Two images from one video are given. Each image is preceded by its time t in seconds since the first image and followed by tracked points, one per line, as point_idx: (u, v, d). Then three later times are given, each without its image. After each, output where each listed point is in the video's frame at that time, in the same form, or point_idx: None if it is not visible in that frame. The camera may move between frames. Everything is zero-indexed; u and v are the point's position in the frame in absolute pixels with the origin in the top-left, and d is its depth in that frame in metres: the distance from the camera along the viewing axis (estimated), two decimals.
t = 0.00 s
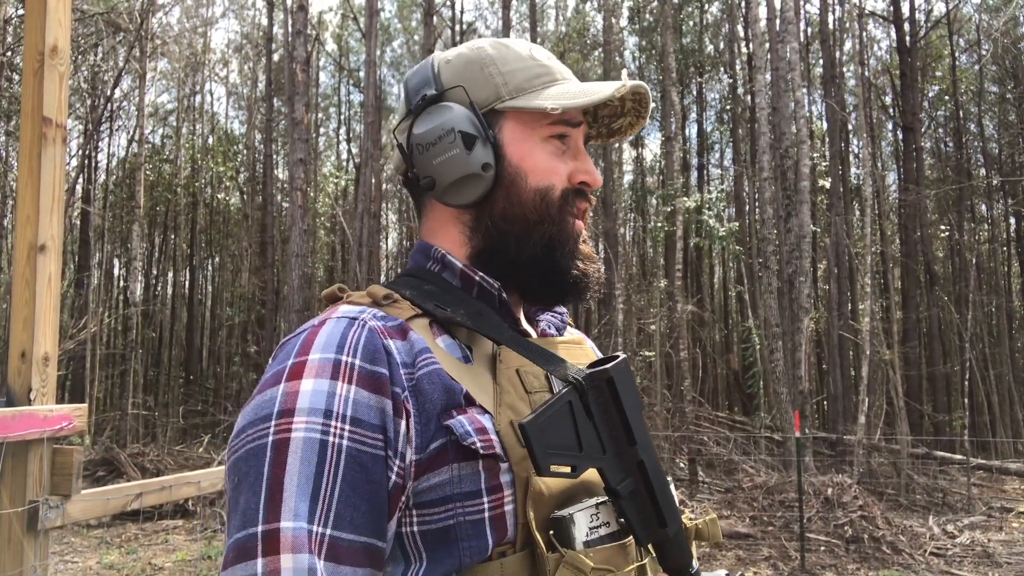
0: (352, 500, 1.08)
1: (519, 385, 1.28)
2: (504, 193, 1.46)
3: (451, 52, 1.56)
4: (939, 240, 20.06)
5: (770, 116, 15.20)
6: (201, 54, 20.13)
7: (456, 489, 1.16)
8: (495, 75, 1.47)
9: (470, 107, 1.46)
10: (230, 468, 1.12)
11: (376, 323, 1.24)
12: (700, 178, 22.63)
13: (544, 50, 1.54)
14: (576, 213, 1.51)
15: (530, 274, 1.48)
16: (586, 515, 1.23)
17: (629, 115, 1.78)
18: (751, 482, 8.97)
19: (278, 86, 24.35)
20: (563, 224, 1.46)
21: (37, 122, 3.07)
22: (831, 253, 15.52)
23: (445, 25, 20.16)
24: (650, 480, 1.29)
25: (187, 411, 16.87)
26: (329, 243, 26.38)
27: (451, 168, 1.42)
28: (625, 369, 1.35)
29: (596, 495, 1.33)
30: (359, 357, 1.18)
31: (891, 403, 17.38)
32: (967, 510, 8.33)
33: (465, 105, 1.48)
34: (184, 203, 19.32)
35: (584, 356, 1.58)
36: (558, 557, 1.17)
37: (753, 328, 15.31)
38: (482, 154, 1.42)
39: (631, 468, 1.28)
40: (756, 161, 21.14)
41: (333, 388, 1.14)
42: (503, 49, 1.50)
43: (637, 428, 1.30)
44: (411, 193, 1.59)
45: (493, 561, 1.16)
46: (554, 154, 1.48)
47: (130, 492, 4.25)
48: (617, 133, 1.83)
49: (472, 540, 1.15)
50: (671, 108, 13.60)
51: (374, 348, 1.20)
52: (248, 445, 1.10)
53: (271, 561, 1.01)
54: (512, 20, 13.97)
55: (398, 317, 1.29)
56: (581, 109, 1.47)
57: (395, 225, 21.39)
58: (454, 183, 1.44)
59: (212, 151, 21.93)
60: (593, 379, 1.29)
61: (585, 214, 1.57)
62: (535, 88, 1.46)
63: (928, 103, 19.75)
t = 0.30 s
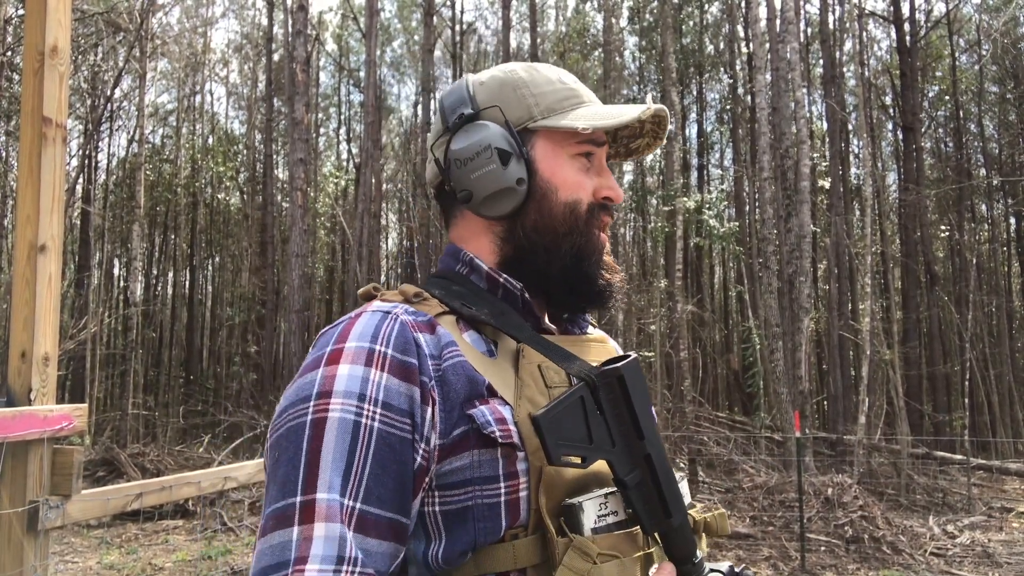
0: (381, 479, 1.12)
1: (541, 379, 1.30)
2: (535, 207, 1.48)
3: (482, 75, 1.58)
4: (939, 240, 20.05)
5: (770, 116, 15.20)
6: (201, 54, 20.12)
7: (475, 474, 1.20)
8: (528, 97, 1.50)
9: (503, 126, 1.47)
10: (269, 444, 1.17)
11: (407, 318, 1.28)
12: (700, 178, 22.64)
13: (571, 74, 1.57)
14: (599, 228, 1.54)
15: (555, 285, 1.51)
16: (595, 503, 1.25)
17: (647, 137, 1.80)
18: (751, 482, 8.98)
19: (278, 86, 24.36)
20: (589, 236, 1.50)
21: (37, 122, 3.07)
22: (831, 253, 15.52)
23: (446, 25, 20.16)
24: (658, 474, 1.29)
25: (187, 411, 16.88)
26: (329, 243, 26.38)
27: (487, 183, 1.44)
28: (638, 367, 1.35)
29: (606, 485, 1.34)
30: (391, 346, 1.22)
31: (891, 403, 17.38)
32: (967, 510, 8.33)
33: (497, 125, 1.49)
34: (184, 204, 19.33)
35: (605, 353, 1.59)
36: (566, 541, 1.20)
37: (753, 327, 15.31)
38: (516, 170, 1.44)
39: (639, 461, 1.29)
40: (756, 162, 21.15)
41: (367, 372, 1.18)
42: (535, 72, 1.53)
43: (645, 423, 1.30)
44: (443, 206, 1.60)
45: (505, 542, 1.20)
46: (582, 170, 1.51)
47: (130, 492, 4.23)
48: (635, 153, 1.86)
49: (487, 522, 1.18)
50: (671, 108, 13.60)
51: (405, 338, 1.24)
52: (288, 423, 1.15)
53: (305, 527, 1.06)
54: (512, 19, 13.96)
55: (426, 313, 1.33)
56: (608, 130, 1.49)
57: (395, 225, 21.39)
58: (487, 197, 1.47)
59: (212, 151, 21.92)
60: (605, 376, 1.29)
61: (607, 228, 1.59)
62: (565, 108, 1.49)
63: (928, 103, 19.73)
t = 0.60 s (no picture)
0: (389, 455, 1.18)
1: (552, 376, 1.31)
2: (553, 222, 1.51)
3: (511, 99, 1.63)
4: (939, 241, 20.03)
5: (770, 117, 15.20)
6: (201, 54, 20.11)
7: (478, 460, 1.23)
8: (551, 120, 1.53)
9: (526, 149, 1.51)
10: (298, 410, 1.25)
11: (429, 309, 1.35)
12: (700, 179, 22.64)
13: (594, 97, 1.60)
14: (618, 244, 1.55)
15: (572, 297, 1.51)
16: (591, 497, 1.26)
17: (672, 156, 1.79)
18: (751, 482, 9.00)
19: (278, 86, 24.36)
20: (607, 251, 1.50)
21: (36, 122, 3.07)
22: (831, 253, 15.50)
23: (446, 25, 20.16)
24: (651, 474, 1.28)
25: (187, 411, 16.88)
26: (329, 244, 26.37)
27: (509, 200, 1.48)
28: (639, 371, 1.33)
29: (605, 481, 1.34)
30: (410, 333, 1.28)
31: (892, 404, 17.37)
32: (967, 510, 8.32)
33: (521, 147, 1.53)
34: (184, 204, 19.34)
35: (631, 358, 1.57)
36: (559, 531, 1.21)
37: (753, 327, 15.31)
38: (535, 187, 1.47)
39: (632, 460, 1.28)
40: (756, 162, 21.15)
41: (385, 355, 1.24)
42: (560, 97, 1.57)
43: (639, 423, 1.29)
44: (472, 221, 1.66)
45: (503, 526, 1.23)
46: (600, 190, 1.53)
47: (130, 492, 4.23)
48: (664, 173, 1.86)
49: (485, 505, 1.21)
50: (671, 108, 13.61)
51: (424, 327, 1.30)
52: (312, 395, 1.23)
53: (316, 489, 1.13)
54: (512, 20, 13.95)
55: (449, 307, 1.39)
56: (628, 151, 1.51)
57: (395, 226, 21.38)
58: (510, 214, 1.51)
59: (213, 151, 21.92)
60: (603, 379, 1.29)
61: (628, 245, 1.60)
62: (586, 132, 1.52)
63: (928, 103, 19.71)
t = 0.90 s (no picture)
0: (391, 461, 1.19)
1: (553, 384, 1.31)
2: (552, 234, 1.52)
3: (518, 111, 1.63)
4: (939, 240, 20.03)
5: (770, 117, 15.20)
6: (201, 54, 20.12)
7: (476, 467, 1.24)
8: (554, 134, 1.54)
9: (529, 161, 1.52)
10: (302, 415, 1.26)
11: (432, 317, 1.35)
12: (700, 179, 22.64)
13: (600, 111, 1.59)
14: (617, 257, 1.55)
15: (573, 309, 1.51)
16: (588, 505, 1.26)
17: (676, 169, 1.78)
18: (751, 482, 9.00)
19: (278, 86, 24.37)
20: (606, 262, 1.50)
21: (37, 122, 3.07)
22: (832, 253, 15.49)
23: (446, 25, 20.16)
24: (648, 483, 1.28)
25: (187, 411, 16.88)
26: (329, 244, 26.38)
27: (510, 212, 1.49)
28: (635, 380, 1.33)
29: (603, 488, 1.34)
30: (412, 341, 1.28)
31: (892, 404, 17.38)
32: (967, 510, 8.32)
33: (524, 160, 1.53)
34: (184, 204, 19.35)
35: (633, 366, 1.57)
36: (557, 538, 1.21)
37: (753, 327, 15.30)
38: (536, 200, 1.48)
39: (628, 469, 1.28)
40: (757, 162, 21.16)
41: (387, 363, 1.25)
42: (565, 111, 1.57)
43: (634, 432, 1.29)
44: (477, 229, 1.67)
45: (501, 532, 1.23)
46: (602, 203, 1.53)
47: (131, 493, 4.22)
48: (667, 186, 1.85)
49: (483, 511, 1.22)
50: (672, 108, 13.61)
51: (425, 336, 1.30)
52: (317, 402, 1.24)
53: (318, 495, 1.15)
54: (512, 19, 13.94)
55: (452, 316, 1.39)
56: (631, 166, 1.51)
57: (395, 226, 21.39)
58: (510, 225, 1.51)
59: (213, 151, 21.92)
60: (598, 389, 1.29)
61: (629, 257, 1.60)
62: (588, 146, 1.52)
63: (928, 103, 19.71)
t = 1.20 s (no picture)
0: (397, 471, 1.19)
1: (554, 387, 1.31)
2: (543, 235, 1.53)
3: (518, 115, 1.65)
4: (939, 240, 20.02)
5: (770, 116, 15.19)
6: (201, 54, 20.11)
7: (479, 472, 1.24)
8: (545, 135, 1.54)
9: (518, 162, 1.54)
10: (310, 431, 1.27)
11: (432, 328, 1.35)
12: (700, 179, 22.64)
13: (597, 110, 1.58)
14: (608, 256, 1.54)
15: (572, 312, 1.52)
16: (591, 507, 1.25)
17: (678, 168, 1.76)
18: (752, 482, 9.00)
19: (278, 86, 24.37)
20: (596, 261, 1.50)
21: (37, 122, 3.07)
22: (832, 252, 15.49)
23: (446, 25, 20.15)
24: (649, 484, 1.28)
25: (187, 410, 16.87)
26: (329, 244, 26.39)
27: (499, 213, 1.53)
28: (635, 384, 1.33)
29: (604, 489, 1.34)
30: (414, 353, 1.28)
31: (892, 404, 17.38)
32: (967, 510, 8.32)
33: (514, 161, 1.56)
34: (184, 204, 19.35)
35: (634, 369, 1.58)
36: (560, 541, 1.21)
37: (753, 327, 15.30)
38: (523, 201, 1.50)
39: (630, 472, 1.28)
40: (757, 162, 21.16)
41: (390, 376, 1.25)
42: (561, 112, 1.57)
43: (635, 435, 1.29)
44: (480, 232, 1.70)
45: (505, 536, 1.23)
46: (593, 203, 1.52)
47: (131, 492, 4.22)
48: (674, 183, 1.82)
49: (487, 515, 1.22)
50: (672, 108, 13.60)
51: (427, 347, 1.30)
52: (323, 419, 1.25)
53: (327, 511, 1.15)
54: (512, 19, 13.93)
55: (452, 324, 1.39)
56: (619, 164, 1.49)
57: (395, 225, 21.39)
58: (502, 225, 1.54)
59: (212, 151, 21.91)
60: (599, 393, 1.29)
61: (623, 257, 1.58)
62: (579, 145, 1.51)
63: (928, 103, 19.70)
